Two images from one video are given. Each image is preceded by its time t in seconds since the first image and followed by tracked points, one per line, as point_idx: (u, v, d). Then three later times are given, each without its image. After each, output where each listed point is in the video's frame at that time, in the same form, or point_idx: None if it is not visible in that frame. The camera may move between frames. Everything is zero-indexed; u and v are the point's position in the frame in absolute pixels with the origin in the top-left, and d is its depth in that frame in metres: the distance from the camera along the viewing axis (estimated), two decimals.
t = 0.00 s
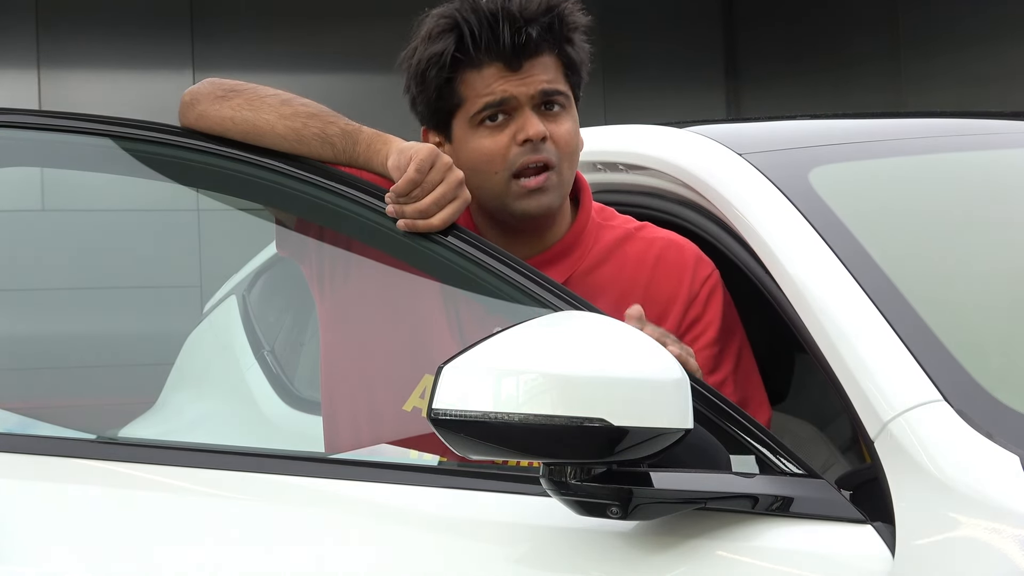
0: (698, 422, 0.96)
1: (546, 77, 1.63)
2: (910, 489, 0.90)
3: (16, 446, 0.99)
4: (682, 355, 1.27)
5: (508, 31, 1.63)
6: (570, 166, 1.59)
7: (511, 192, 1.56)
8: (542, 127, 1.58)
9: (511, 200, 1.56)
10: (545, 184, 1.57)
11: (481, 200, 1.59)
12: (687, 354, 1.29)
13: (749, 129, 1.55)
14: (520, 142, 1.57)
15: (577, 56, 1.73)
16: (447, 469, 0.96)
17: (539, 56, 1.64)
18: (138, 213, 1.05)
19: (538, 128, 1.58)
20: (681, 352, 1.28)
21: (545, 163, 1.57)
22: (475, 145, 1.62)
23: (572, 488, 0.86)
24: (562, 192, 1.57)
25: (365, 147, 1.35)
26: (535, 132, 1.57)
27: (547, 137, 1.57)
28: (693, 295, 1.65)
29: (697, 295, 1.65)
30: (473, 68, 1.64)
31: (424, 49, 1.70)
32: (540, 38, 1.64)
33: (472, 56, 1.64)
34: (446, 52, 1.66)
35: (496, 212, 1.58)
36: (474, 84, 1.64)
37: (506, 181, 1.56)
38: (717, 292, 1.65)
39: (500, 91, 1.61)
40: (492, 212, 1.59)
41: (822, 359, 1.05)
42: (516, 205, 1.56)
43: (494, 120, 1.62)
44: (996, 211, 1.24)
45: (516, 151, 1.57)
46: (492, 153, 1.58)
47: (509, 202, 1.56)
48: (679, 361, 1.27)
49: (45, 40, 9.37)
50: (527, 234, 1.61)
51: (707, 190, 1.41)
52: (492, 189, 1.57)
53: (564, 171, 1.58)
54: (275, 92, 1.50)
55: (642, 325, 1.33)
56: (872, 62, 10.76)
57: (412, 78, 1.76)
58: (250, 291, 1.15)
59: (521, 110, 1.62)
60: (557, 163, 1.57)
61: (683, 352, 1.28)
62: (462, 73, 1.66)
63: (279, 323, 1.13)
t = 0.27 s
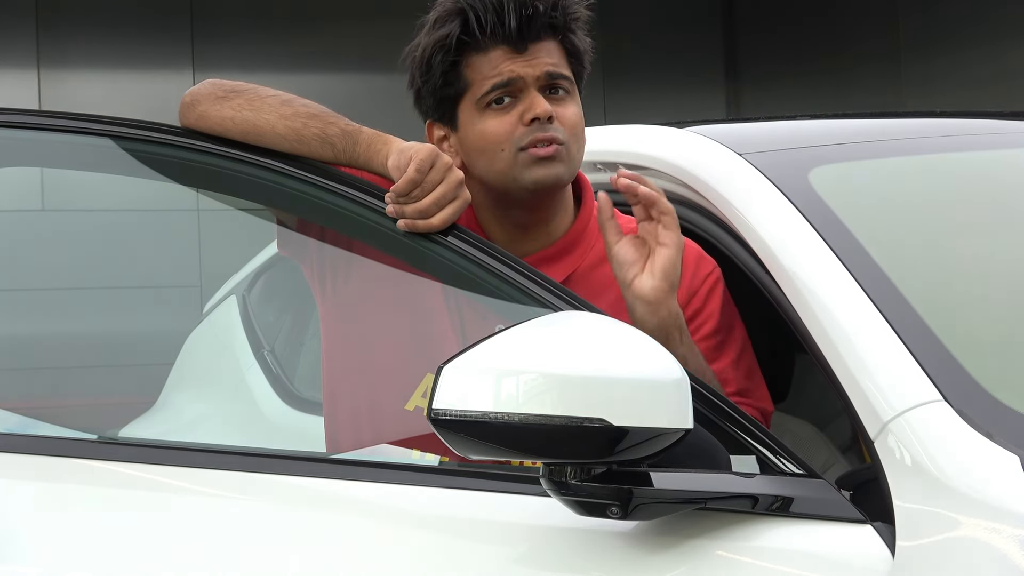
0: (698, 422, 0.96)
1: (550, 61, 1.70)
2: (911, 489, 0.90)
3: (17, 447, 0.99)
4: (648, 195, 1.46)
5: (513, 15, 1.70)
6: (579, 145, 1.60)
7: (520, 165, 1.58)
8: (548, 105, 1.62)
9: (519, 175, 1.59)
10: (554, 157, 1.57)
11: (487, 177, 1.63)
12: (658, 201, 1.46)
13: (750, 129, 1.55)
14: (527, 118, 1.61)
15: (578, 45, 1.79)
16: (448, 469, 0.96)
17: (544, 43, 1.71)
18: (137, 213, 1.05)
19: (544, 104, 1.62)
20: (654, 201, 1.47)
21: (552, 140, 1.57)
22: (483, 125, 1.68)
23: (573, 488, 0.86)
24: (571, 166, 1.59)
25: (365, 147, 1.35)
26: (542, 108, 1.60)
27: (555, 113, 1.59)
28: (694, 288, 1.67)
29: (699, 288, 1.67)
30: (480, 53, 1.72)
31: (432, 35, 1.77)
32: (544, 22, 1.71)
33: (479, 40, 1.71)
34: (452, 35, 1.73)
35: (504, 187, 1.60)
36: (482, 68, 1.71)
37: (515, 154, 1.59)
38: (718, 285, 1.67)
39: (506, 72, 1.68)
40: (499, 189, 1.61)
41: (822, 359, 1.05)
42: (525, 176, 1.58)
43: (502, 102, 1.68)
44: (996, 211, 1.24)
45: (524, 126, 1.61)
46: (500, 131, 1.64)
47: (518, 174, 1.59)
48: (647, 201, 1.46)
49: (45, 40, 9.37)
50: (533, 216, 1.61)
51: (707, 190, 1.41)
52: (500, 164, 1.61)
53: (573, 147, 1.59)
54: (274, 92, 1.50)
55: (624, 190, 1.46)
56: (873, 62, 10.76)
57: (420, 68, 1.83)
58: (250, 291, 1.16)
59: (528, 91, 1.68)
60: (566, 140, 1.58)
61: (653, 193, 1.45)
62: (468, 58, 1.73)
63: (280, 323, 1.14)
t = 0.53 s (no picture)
0: (698, 422, 0.96)
1: (569, 87, 1.68)
2: (911, 489, 0.90)
3: (17, 447, 0.99)
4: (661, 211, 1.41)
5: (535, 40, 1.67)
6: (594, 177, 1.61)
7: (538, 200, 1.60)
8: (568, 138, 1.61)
9: (537, 208, 1.60)
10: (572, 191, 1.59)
11: (503, 207, 1.64)
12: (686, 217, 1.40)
13: (750, 129, 1.55)
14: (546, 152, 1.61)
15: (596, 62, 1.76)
16: (448, 469, 0.96)
17: (563, 67, 1.69)
18: (137, 213, 1.05)
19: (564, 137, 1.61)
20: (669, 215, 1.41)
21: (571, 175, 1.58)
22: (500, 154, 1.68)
23: (573, 488, 0.86)
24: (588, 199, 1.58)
25: (365, 147, 1.35)
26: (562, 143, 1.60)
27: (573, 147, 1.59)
28: (697, 300, 1.64)
29: (702, 300, 1.64)
30: (498, 79, 1.69)
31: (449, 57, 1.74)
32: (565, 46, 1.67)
33: (498, 66, 1.68)
34: (471, 61, 1.70)
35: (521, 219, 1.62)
36: (499, 95, 1.69)
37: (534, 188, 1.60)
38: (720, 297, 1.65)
39: (525, 101, 1.67)
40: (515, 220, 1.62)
41: (822, 360, 1.05)
42: (542, 211, 1.59)
43: (519, 131, 1.67)
44: (996, 210, 1.24)
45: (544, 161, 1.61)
46: (518, 162, 1.64)
47: (535, 209, 1.60)
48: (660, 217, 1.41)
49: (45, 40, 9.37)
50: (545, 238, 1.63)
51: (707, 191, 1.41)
52: (518, 197, 1.62)
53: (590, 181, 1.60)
54: (274, 92, 1.50)
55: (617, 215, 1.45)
56: (873, 62, 10.77)
57: (435, 84, 1.80)
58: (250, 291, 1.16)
59: (546, 120, 1.67)
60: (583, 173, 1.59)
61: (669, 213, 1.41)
62: (486, 83, 1.71)
63: (280, 322, 1.14)
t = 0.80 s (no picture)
0: (698, 422, 0.96)
1: (580, 90, 1.64)
2: (911, 489, 0.90)
3: (17, 447, 0.99)
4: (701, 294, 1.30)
5: (547, 42, 1.64)
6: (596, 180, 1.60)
7: (543, 202, 1.58)
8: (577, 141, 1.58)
9: (540, 208, 1.58)
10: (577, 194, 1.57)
11: (507, 208, 1.62)
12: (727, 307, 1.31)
13: (750, 129, 1.55)
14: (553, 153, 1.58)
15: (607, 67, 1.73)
16: (448, 469, 0.96)
17: (574, 70, 1.65)
18: (137, 213, 1.05)
19: (571, 138, 1.57)
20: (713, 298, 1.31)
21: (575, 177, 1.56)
22: (506, 154, 1.65)
23: (573, 488, 0.86)
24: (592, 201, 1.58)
25: (365, 147, 1.35)
26: (570, 145, 1.56)
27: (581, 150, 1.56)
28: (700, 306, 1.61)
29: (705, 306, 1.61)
30: (509, 79, 1.66)
31: (460, 55, 1.71)
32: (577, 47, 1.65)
33: (509, 66, 1.65)
34: (483, 60, 1.67)
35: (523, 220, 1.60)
36: (509, 95, 1.66)
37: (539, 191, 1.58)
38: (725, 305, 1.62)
39: (534, 102, 1.63)
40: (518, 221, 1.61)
41: (823, 360, 1.05)
42: (546, 213, 1.58)
43: (527, 132, 1.64)
44: (997, 211, 1.24)
45: (551, 162, 1.57)
46: (524, 163, 1.61)
47: (540, 211, 1.58)
48: (700, 302, 1.30)
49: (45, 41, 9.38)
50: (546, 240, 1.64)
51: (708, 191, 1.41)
52: (523, 199, 1.59)
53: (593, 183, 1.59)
54: (274, 92, 1.50)
55: (652, 296, 1.32)
56: (873, 62, 10.76)
57: (445, 82, 1.77)
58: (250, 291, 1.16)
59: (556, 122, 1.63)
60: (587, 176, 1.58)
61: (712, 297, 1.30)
62: (496, 82, 1.68)
63: (280, 322, 1.14)
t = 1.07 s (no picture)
0: (698, 422, 0.96)
1: (579, 89, 1.64)
2: (911, 489, 0.90)
3: (16, 447, 0.99)
4: (692, 300, 1.26)
5: (546, 40, 1.65)
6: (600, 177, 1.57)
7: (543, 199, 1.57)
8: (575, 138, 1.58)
9: (541, 206, 1.58)
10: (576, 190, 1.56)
11: (508, 207, 1.62)
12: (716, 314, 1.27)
13: (750, 129, 1.55)
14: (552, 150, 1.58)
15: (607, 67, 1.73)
16: (448, 469, 0.96)
17: (574, 69, 1.65)
18: (137, 213, 1.05)
19: (572, 137, 1.57)
20: (704, 304, 1.27)
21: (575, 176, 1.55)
22: (507, 152, 1.64)
23: (573, 488, 0.86)
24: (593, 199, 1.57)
25: (365, 148, 1.35)
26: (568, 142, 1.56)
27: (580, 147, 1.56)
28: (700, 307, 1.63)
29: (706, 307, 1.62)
30: (508, 77, 1.66)
31: (460, 54, 1.72)
32: (576, 45, 1.65)
33: (509, 64, 1.66)
34: (482, 58, 1.68)
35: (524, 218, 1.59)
36: (509, 93, 1.67)
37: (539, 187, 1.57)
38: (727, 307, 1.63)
39: (534, 100, 1.64)
40: (519, 220, 1.60)
41: (823, 360, 1.05)
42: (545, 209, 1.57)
43: (526, 130, 1.64)
44: (997, 211, 1.24)
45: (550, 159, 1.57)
46: (524, 161, 1.61)
47: (539, 208, 1.58)
48: (690, 310, 1.26)
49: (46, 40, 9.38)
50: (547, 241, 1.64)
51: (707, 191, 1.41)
52: (523, 196, 1.59)
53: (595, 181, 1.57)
54: (273, 92, 1.51)
55: (645, 304, 1.25)
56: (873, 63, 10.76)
57: (445, 82, 1.78)
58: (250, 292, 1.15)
59: (554, 120, 1.63)
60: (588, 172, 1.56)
61: (702, 304, 1.26)
62: (495, 81, 1.69)
63: (281, 323, 1.13)
